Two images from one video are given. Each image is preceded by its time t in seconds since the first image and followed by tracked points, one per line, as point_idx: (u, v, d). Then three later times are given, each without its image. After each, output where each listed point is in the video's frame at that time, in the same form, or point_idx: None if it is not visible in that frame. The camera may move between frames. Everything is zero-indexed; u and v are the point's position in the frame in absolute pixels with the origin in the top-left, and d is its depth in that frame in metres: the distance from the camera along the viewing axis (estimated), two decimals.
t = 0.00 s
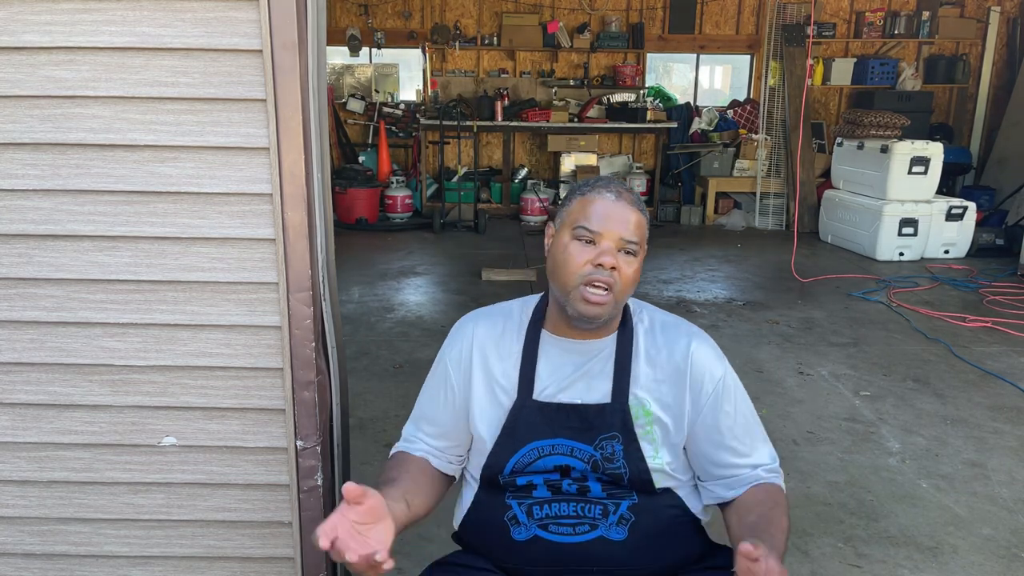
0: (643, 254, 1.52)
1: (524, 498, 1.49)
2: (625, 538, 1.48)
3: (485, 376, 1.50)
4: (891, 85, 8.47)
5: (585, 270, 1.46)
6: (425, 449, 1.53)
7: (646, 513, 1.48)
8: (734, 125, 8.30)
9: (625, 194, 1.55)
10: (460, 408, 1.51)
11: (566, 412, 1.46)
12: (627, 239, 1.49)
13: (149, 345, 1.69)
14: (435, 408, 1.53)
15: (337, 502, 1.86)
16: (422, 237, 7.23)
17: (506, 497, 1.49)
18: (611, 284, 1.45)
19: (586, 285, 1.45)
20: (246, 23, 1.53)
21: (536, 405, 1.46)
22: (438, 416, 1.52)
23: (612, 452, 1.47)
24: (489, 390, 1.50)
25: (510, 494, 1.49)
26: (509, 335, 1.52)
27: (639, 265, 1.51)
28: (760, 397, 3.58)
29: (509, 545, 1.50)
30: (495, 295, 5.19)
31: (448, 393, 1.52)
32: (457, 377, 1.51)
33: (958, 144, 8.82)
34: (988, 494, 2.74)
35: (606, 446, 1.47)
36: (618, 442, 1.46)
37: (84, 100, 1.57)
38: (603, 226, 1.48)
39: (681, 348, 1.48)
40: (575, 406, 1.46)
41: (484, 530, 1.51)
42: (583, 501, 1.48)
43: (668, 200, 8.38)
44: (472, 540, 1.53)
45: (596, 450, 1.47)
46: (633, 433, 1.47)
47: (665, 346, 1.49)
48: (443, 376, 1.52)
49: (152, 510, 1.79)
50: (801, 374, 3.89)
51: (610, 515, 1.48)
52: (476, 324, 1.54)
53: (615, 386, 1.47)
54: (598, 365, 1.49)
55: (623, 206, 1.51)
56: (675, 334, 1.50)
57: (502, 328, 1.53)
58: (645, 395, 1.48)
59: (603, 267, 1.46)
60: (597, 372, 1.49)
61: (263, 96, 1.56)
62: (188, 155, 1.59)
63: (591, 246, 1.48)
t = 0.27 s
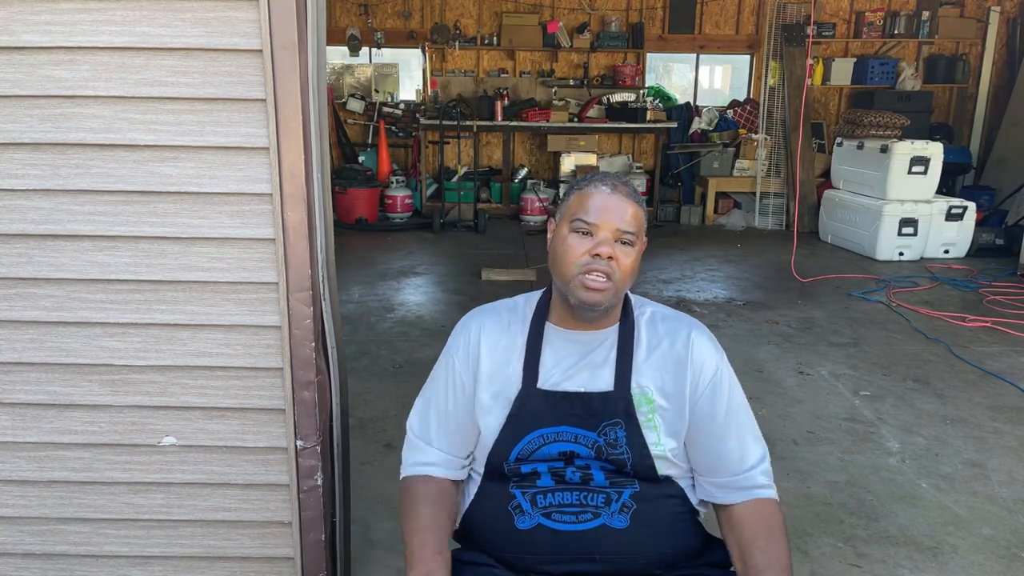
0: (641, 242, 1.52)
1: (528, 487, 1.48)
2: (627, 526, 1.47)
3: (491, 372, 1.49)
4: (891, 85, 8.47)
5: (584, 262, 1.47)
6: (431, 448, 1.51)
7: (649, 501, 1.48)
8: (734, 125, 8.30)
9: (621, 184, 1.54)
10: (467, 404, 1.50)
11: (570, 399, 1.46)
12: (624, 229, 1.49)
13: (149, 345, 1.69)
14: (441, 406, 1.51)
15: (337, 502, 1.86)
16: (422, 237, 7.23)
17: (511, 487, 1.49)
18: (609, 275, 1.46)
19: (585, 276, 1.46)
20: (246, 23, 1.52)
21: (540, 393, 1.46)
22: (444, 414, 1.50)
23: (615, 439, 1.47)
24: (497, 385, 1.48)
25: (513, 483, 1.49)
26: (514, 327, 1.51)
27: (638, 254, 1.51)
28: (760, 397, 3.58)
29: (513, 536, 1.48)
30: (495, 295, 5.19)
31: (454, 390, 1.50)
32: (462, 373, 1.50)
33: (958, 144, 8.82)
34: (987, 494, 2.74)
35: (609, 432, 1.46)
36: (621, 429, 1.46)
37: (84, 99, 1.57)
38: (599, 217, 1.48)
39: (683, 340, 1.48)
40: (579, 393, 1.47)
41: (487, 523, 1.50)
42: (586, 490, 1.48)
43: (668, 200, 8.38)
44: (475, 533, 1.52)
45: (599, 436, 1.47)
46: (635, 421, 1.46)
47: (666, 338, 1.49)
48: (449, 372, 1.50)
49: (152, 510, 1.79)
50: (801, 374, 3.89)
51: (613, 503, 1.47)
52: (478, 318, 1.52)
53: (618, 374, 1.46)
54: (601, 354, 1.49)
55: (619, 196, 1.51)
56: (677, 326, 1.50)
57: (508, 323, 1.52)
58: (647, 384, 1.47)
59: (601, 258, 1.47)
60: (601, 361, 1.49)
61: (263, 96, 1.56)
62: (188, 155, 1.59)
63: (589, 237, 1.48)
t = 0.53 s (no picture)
0: (640, 235, 1.53)
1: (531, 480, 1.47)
2: (631, 519, 1.46)
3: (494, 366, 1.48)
4: (891, 85, 8.47)
5: (585, 256, 1.48)
6: (436, 443, 1.51)
7: (653, 493, 1.48)
8: (734, 125, 8.30)
9: (618, 177, 1.55)
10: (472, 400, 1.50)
11: (574, 387, 1.47)
12: (623, 222, 1.50)
13: (149, 345, 1.69)
14: (445, 403, 1.51)
15: (337, 502, 1.86)
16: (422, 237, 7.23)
17: (516, 483, 1.48)
18: (610, 268, 1.47)
19: (586, 270, 1.47)
20: (246, 23, 1.53)
21: (545, 382, 1.47)
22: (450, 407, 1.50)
23: (619, 427, 1.47)
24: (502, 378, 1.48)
25: (517, 477, 1.48)
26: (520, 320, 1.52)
27: (638, 246, 1.52)
28: (760, 397, 3.58)
29: (518, 532, 1.47)
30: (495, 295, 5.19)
31: (458, 387, 1.50)
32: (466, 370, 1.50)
33: (958, 144, 8.82)
34: (987, 494, 2.74)
35: (613, 421, 1.46)
36: (626, 417, 1.46)
37: (84, 100, 1.57)
38: (598, 212, 1.49)
39: (686, 331, 1.49)
40: (584, 383, 1.47)
41: (490, 519, 1.49)
42: (590, 483, 1.47)
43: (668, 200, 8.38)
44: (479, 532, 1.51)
45: (604, 424, 1.47)
46: (639, 409, 1.46)
47: (669, 329, 1.50)
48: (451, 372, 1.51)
49: (152, 510, 1.79)
50: (801, 374, 3.89)
51: (617, 497, 1.47)
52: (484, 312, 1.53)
53: (621, 363, 1.47)
54: (605, 343, 1.51)
55: (617, 190, 1.51)
56: (680, 318, 1.52)
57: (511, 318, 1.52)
58: (651, 372, 1.48)
59: (601, 252, 1.47)
60: (605, 351, 1.50)
61: (263, 96, 1.56)
62: (188, 155, 1.59)
63: (589, 232, 1.49)
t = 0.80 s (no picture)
0: (640, 227, 1.53)
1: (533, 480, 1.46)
2: (633, 518, 1.46)
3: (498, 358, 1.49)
4: (891, 85, 8.46)
5: (585, 250, 1.48)
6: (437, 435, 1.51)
7: (655, 491, 1.47)
8: (734, 125, 8.30)
9: (618, 173, 1.56)
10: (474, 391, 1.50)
11: (577, 379, 1.47)
12: (623, 217, 1.50)
13: (149, 345, 1.69)
14: (445, 397, 1.51)
15: (337, 502, 1.86)
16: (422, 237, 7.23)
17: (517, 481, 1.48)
18: (611, 261, 1.47)
19: (587, 264, 1.47)
20: (246, 23, 1.53)
21: (548, 375, 1.47)
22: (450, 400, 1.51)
23: (622, 420, 1.46)
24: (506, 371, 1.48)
25: (519, 475, 1.48)
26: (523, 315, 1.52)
27: (638, 239, 1.52)
28: (760, 397, 3.58)
29: (520, 530, 1.47)
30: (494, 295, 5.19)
31: (460, 380, 1.50)
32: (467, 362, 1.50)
33: (958, 144, 8.82)
34: (987, 494, 2.74)
35: (616, 414, 1.46)
36: (628, 410, 1.46)
37: (84, 100, 1.57)
38: (597, 207, 1.50)
39: (689, 324, 1.51)
40: (587, 378, 1.47)
41: (492, 518, 1.48)
42: (592, 482, 1.46)
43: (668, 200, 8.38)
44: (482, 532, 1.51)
45: (607, 418, 1.46)
46: (643, 401, 1.46)
47: (672, 321, 1.52)
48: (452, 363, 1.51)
49: (152, 510, 1.79)
50: (801, 374, 3.89)
51: (619, 496, 1.47)
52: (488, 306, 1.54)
53: (624, 356, 1.48)
54: (609, 338, 1.52)
55: (615, 185, 1.52)
56: (682, 312, 1.53)
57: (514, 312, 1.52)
58: (655, 363, 1.48)
59: (602, 246, 1.48)
60: (608, 346, 1.51)
61: (263, 96, 1.56)
62: (188, 155, 1.59)
63: (589, 227, 1.49)
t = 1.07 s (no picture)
0: (639, 232, 1.54)
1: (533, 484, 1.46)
2: (634, 524, 1.46)
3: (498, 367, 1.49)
4: (891, 85, 8.46)
5: (585, 257, 1.49)
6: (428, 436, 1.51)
7: (655, 495, 1.47)
8: (734, 125, 8.29)
9: (614, 176, 1.56)
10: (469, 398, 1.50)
11: (578, 386, 1.47)
12: (622, 222, 1.51)
13: (149, 345, 1.69)
14: (441, 398, 1.51)
15: (338, 503, 1.86)
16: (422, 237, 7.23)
17: (518, 486, 1.47)
18: (612, 267, 1.48)
19: (588, 272, 1.48)
20: (246, 23, 1.53)
21: (548, 382, 1.47)
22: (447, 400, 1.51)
23: (624, 427, 1.46)
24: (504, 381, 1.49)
25: (519, 481, 1.47)
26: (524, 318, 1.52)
27: (638, 244, 1.52)
28: (760, 397, 3.58)
29: (521, 535, 1.47)
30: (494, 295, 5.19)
31: (457, 380, 1.50)
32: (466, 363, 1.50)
33: (957, 144, 8.82)
34: (987, 494, 2.74)
35: (619, 420, 1.46)
36: (630, 417, 1.46)
37: (84, 100, 1.57)
38: (596, 214, 1.50)
39: (692, 328, 1.50)
40: (589, 384, 1.47)
41: (493, 522, 1.49)
42: (593, 488, 1.47)
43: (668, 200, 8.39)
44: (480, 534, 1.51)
45: (609, 424, 1.46)
46: (645, 408, 1.47)
47: (674, 326, 1.51)
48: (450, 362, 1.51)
49: (152, 510, 1.79)
50: (801, 374, 3.90)
51: (620, 501, 1.47)
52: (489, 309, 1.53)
53: (626, 362, 1.48)
54: (611, 342, 1.52)
55: (613, 189, 1.52)
56: (684, 316, 1.53)
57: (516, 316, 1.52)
58: (657, 369, 1.48)
59: (603, 253, 1.48)
60: (609, 350, 1.51)
61: (263, 96, 1.56)
62: (188, 155, 1.59)
63: (588, 234, 1.50)
